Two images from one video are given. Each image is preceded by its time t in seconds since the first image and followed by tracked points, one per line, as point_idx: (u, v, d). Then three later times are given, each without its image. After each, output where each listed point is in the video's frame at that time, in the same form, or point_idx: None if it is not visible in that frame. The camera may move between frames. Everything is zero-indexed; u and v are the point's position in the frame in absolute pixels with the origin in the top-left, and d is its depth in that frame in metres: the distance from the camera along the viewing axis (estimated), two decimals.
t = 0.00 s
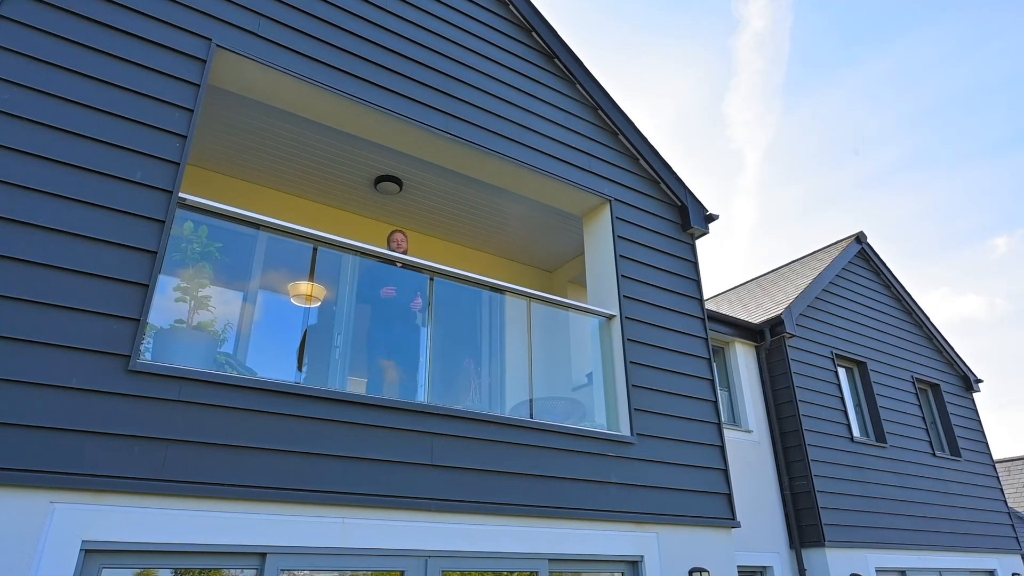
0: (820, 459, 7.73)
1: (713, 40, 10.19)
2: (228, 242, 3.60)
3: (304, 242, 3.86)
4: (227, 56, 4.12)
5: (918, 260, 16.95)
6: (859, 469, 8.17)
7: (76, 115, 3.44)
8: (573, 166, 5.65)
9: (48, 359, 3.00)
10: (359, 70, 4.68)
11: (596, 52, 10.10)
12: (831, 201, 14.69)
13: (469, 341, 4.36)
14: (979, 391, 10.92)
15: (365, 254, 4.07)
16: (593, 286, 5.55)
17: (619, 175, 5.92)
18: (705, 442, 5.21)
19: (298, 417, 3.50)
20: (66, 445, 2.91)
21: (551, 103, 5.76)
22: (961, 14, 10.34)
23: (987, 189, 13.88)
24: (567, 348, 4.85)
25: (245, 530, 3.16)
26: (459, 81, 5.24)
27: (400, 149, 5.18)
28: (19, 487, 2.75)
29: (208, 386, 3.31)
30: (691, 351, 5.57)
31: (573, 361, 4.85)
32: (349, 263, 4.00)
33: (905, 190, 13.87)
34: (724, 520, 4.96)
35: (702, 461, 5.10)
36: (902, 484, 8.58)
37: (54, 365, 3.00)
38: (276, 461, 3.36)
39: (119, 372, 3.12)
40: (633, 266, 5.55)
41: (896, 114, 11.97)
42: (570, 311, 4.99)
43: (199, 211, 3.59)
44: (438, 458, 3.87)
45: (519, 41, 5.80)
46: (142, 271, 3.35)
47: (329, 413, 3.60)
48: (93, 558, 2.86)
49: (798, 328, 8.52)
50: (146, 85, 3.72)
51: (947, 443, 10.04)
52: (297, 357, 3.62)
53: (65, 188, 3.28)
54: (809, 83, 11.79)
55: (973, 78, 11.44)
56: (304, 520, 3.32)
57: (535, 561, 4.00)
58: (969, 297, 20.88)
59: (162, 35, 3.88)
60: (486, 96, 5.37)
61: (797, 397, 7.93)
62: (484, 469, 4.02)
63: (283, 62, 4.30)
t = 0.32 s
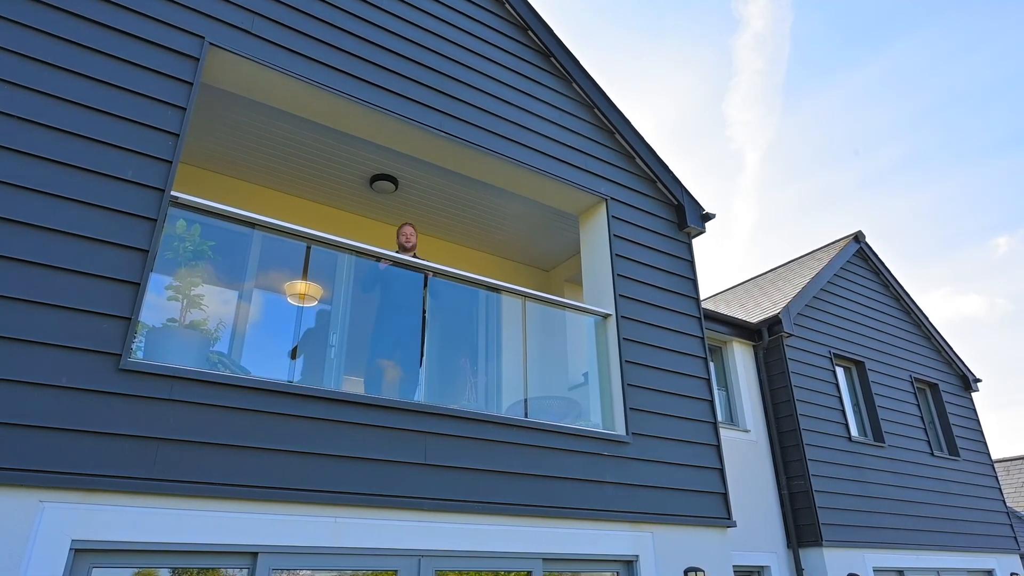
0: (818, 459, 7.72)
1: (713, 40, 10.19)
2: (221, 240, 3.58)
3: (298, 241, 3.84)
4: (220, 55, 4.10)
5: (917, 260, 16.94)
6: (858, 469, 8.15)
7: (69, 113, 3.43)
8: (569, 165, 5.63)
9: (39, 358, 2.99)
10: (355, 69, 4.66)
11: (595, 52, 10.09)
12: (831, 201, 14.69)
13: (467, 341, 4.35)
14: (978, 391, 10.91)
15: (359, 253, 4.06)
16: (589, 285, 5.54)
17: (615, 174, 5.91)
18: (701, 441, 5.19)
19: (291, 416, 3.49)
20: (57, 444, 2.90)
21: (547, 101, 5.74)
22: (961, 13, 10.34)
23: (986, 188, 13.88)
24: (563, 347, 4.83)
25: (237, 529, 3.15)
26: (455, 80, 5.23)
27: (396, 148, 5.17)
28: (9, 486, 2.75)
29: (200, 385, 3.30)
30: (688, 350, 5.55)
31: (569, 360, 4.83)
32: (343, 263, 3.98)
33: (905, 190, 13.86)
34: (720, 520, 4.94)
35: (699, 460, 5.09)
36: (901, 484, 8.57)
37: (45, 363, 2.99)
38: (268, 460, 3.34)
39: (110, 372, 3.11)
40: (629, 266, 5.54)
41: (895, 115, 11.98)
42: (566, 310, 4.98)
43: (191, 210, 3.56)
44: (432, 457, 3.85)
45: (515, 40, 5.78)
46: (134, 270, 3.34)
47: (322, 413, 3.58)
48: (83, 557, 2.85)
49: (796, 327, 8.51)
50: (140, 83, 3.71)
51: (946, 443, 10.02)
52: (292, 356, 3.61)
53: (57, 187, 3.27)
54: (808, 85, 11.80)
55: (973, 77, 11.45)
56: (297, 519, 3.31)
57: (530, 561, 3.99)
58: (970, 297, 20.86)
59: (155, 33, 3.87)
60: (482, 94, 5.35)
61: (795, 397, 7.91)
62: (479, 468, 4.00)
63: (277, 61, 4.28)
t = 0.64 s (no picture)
0: (816, 457, 7.69)
1: (713, 39, 10.17)
2: (211, 236, 3.54)
3: (289, 237, 3.81)
4: (211, 49, 4.08)
5: (917, 260, 16.92)
6: (856, 468, 8.12)
7: (58, 108, 3.41)
8: (565, 162, 5.61)
9: (26, 353, 2.96)
10: (348, 65, 4.63)
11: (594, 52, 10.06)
12: (830, 201, 14.67)
13: (462, 340, 4.32)
14: (976, 390, 10.89)
15: (351, 249, 4.02)
16: (584, 282, 5.51)
17: (611, 172, 5.88)
18: (697, 439, 5.17)
19: (282, 412, 3.46)
20: (44, 440, 2.88)
21: (542, 98, 5.71)
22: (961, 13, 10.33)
23: (985, 188, 13.86)
24: (559, 345, 4.80)
25: (225, 527, 3.13)
26: (449, 76, 5.20)
27: (391, 145, 5.15)
28: None
29: (190, 382, 3.27)
30: (684, 349, 5.53)
31: (565, 358, 4.80)
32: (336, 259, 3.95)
33: (904, 190, 13.85)
34: (716, 519, 4.92)
35: (695, 459, 5.07)
36: (900, 483, 8.55)
37: (32, 359, 2.97)
38: (258, 457, 3.32)
39: (99, 368, 3.09)
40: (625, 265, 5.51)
41: (894, 115, 11.97)
42: (562, 308, 4.94)
43: (182, 206, 3.53)
44: (424, 455, 3.82)
45: (510, 36, 5.75)
46: (123, 265, 3.31)
47: (313, 410, 3.55)
48: (69, 555, 2.82)
49: (794, 326, 8.48)
50: (130, 78, 3.68)
51: (944, 441, 10.01)
52: (285, 354, 3.59)
53: (45, 182, 3.25)
54: (808, 85, 11.78)
55: (973, 76, 11.44)
56: (287, 517, 3.29)
57: (523, 559, 3.97)
58: (970, 296, 20.81)
59: (145, 27, 3.84)
60: (477, 91, 5.32)
61: (793, 395, 7.88)
62: (473, 467, 3.98)
63: (270, 57, 4.26)
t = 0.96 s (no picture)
0: (812, 456, 7.65)
1: (712, 39, 10.12)
2: (197, 231, 3.50)
3: (276, 232, 3.76)
4: (197, 43, 4.03)
5: (916, 260, 16.88)
6: (853, 467, 8.08)
7: (40, 102, 3.37)
8: (558, 158, 5.56)
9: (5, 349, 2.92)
10: (338, 59, 4.59)
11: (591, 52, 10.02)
12: (829, 201, 14.62)
13: (456, 338, 4.28)
14: (974, 388, 10.85)
15: (341, 246, 3.97)
16: (576, 279, 5.48)
17: (604, 168, 5.84)
18: (690, 437, 5.13)
19: (267, 409, 3.42)
20: (22, 438, 2.84)
21: (534, 94, 5.67)
22: (962, 13, 10.31)
23: (985, 187, 13.83)
24: (551, 342, 4.76)
25: (208, 525, 3.09)
26: (441, 71, 5.15)
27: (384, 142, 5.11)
28: None
29: (173, 378, 3.23)
30: (677, 346, 5.48)
31: (557, 355, 4.75)
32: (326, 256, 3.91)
33: (904, 189, 13.81)
34: (710, 518, 4.87)
35: (688, 456, 5.03)
36: (897, 482, 8.50)
37: (12, 354, 2.93)
38: (242, 455, 3.28)
39: (80, 364, 3.04)
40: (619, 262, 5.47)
41: (894, 114, 11.94)
42: (555, 305, 4.90)
43: (166, 201, 3.49)
44: (413, 452, 3.78)
45: (503, 31, 5.70)
46: (106, 260, 3.27)
47: (298, 407, 3.51)
48: (47, 553, 2.78)
49: (791, 324, 8.44)
50: (114, 72, 3.64)
51: (942, 440, 9.96)
52: (272, 352, 3.56)
53: (27, 177, 3.21)
54: (808, 85, 11.74)
55: (973, 76, 11.43)
56: (272, 515, 3.25)
57: (513, 558, 3.93)
58: (969, 296, 20.79)
59: (130, 20, 3.80)
60: (469, 86, 5.28)
61: (789, 394, 7.84)
62: (462, 465, 3.93)
63: (258, 51, 4.22)
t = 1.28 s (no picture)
0: (807, 456, 7.61)
1: (711, 38, 10.08)
2: (181, 228, 3.45)
3: (261, 229, 3.71)
4: (181, 38, 3.98)
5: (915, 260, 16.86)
6: (848, 466, 8.04)
7: (20, 97, 3.33)
8: (550, 156, 5.52)
9: None
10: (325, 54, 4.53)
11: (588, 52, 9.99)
12: (828, 201, 14.59)
13: (448, 337, 4.23)
14: (971, 387, 10.81)
15: (328, 242, 3.92)
16: (567, 276, 5.43)
17: (597, 166, 5.79)
18: (682, 436, 5.09)
19: (250, 408, 3.38)
20: None
21: (526, 92, 5.63)
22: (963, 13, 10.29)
23: (985, 187, 13.81)
24: (543, 340, 4.71)
25: (188, 526, 3.04)
26: (431, 68, 5.10)
27: (374, 139, 5.06)
28: None
29: (154, 377, 3.19)
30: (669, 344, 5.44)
31: (548, 353, 4.70)
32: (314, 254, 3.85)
33: (903, 189, 13.77)
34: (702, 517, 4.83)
35: (680, 456, 4.98)
36: (893, 482, 8.46)
37: None
38: (224, 454, 3.24)
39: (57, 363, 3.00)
40: (611, 260, 5.42)
41: (895, 114, 11.92)
42: (546, 303, 4.85)
43: (149, 197, 3.43)
44: (398, 452, 3.74)
45: (494, 28, 5.66)
46: (85, 256, 3.22)
47: (281, 407, 3.46)
48: (22, 554, 2.74)
49: (786, 323, 8.39)
50: (94, 66, 3.59)
51: (939, 440, 9.92)
52: (257, 351, 3.51)
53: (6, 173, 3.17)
54: (808, 85, 11.72)
55: (972, 76, 11.42)
56: (253, 516, 3.21)
57: (501, 558, 3.88)
58: (969, 295, 20.75)
59: (112, 14, 3.74)
60: (459, 83, 5.23)
61: (784, 393, 7.79)
62: (449, 464, 3.89)
63: (244, 46, 4.17)
